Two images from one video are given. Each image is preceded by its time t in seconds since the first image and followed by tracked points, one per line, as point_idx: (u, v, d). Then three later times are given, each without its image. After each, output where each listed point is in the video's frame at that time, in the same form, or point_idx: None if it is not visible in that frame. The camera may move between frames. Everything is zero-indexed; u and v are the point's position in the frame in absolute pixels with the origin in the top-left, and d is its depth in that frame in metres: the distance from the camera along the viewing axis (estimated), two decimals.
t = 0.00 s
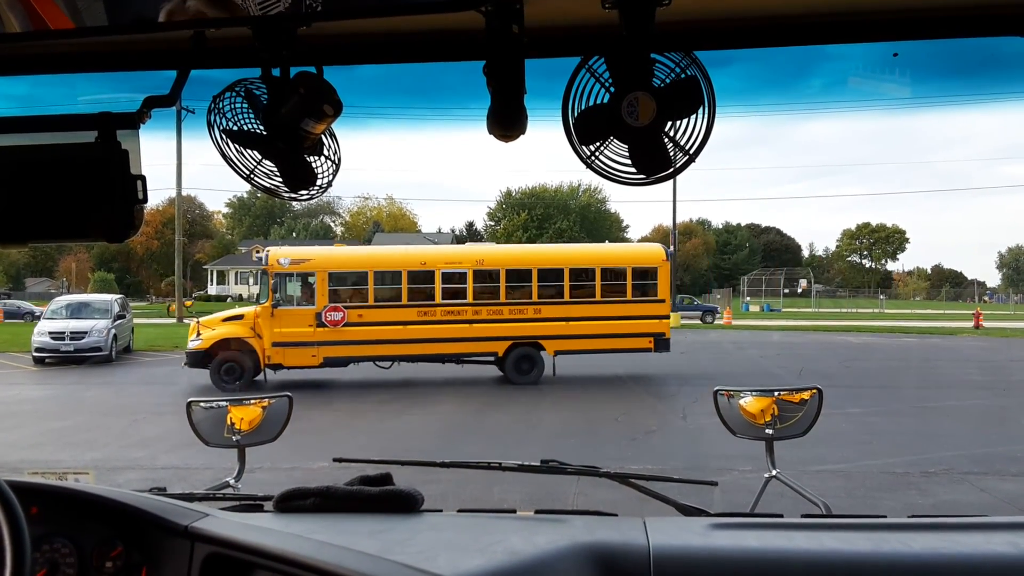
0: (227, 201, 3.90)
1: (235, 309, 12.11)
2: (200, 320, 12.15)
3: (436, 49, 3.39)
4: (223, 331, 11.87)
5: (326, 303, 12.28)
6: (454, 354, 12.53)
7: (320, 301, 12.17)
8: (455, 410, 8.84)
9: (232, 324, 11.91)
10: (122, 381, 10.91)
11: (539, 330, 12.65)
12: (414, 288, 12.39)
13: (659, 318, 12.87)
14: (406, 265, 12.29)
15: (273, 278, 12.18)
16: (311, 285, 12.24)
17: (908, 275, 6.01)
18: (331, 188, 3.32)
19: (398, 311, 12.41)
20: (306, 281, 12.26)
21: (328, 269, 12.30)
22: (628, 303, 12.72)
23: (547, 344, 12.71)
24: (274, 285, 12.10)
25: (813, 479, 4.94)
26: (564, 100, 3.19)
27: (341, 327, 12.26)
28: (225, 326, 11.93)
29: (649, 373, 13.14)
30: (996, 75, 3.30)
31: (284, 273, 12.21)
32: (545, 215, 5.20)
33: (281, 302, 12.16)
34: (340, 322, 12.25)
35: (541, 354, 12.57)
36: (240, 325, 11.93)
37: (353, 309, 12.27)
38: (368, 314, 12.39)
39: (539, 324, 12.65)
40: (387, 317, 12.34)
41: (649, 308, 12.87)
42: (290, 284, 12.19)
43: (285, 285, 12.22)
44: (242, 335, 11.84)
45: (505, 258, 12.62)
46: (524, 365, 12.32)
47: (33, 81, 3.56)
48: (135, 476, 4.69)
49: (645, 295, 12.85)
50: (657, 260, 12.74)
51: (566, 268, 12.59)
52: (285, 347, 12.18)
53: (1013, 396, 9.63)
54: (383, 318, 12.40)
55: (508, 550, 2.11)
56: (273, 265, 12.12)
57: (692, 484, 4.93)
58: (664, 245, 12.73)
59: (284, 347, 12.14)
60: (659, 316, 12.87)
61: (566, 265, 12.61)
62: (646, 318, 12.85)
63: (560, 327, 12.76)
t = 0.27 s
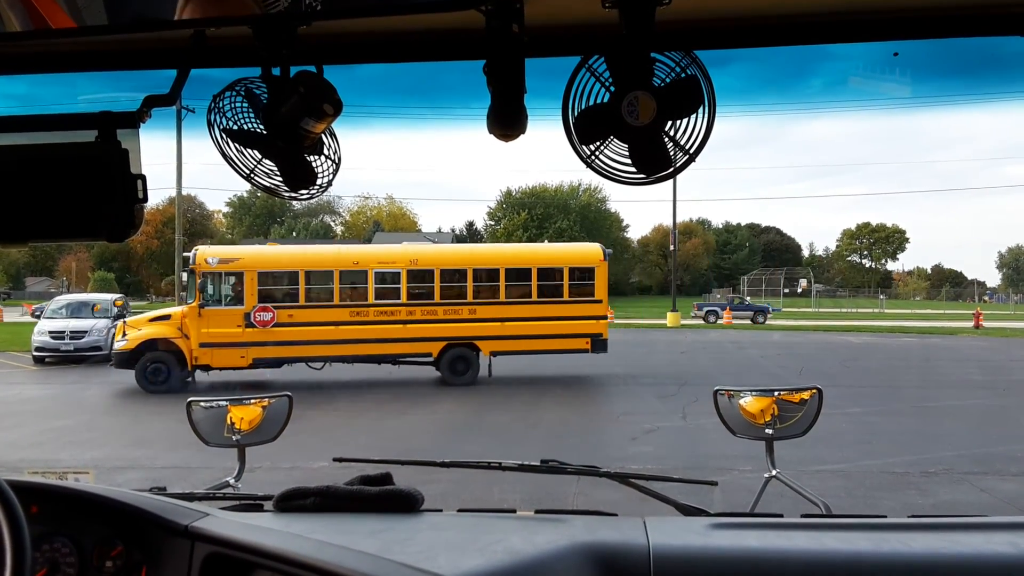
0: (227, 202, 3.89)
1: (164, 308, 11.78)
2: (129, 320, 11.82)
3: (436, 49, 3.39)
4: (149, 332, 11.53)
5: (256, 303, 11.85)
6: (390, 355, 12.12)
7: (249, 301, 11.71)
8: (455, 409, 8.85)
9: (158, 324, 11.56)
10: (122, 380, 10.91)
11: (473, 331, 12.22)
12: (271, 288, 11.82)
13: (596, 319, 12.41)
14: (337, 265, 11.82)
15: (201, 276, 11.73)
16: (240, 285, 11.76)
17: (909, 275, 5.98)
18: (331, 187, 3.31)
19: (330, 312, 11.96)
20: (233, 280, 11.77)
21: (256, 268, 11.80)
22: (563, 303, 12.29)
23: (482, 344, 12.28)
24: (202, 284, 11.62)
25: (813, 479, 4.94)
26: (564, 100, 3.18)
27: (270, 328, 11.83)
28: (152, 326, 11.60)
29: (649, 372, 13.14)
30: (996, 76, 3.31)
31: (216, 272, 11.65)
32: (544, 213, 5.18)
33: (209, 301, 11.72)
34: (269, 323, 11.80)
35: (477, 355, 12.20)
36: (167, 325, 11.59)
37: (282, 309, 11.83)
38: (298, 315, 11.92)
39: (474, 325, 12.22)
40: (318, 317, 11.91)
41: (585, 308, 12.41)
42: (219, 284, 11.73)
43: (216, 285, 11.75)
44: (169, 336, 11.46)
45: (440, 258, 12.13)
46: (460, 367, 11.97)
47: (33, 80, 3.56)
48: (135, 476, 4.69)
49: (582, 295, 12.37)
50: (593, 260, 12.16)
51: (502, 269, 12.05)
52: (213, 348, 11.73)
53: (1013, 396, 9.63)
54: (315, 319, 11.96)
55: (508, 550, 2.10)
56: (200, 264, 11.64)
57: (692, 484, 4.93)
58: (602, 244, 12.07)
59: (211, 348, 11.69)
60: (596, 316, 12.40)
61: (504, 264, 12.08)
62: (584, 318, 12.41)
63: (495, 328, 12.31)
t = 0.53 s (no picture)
0: (228, 201, 3.89)
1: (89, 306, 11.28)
2: (52, 321, 11.29)
3: (436, 48, 3.38)
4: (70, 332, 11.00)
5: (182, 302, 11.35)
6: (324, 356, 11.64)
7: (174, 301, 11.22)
8: (456, 409, 8.84)
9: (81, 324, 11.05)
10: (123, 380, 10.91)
11: (407, 332, 11.75)
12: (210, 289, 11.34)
13: (531, 320, 11.94)
14: (268, 265, 11.28)
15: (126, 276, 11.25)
16: (165, 286, 11.26)
17: (910, 275, 5.94)
18: (332, 187, 3.31)
19: (260, 312, 11.45)
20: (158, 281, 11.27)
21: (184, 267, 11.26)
22: (497, 304, 11.81)
23: (415, 345, 11.79)
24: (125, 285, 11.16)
25: (813, 479, 4.94)
26: (564, 101, 3.18)
27: (197, 328, 11.35)
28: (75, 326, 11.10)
29: (650, 373, 13.14)
30: (998, 76, 3.30)
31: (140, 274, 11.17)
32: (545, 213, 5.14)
33: (133, 301, 11.24)
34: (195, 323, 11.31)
35: (410, 355, 11.71)
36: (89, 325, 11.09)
37: (209, 309, 11.34)
38: (226, 315, 11.41)
39: (407, 325, 11.76)
40: (247, 318, 11.42)
41: (520, 309, 11.94)
42: (144, 285, 11.24)
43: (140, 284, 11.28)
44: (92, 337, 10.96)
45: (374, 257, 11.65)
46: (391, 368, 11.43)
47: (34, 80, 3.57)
48: (135, 476, 4.68)
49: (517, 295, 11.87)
50: (530, 261, 11.61)
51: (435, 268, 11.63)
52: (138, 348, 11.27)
53: (1013, 396, 9.63)
54: (244, 319, 11.46)
55: (508, 550, 2.11)
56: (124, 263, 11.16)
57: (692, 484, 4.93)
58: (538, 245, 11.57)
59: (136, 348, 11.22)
60: (531, 317, 11.91)
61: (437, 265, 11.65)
62: (520, 319, 11.94)
63: (430, 328, 11.89)
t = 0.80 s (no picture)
0: (229, 200, 3.82)
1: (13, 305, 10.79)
2: None
3: (436, 48, 3.39)
4: None
5: (104, 302, 10.86)
6: (251, 357, 11.26)
7: (95, 301, 10.72)
8: (456, 408, 8.83)
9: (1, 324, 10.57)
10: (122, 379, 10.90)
11: (336, 333, 11.48)
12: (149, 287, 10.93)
13: (463, 320, 11.82)
14: (191, 265, 10.89)
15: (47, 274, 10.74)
16: (86, 285, 10.74)
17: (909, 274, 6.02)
18: (331, 186, 3.31)
19: (182, 312, 11.00)
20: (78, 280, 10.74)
21: (106, 266, 10.75)
22: (430, 303, 11.66)
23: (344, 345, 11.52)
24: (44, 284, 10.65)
25: (813, 478, 4.94)
26: (564, 100, 3.19)
27: (118, 329, 10.87)
28: None
29: (650, 372, 13.14)
30: (998, 75, 3.29)
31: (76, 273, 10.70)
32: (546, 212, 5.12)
33: (51, 301, 10.73)
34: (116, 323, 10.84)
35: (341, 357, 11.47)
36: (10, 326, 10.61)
37: (131, 309, 10.86)
38: (149, 315, 10.93)
39: (334, 326, 11.48)
40: (171, 317, 10.97)
41: (452, 308, 11.81)
42: (67, 284, 10.74)
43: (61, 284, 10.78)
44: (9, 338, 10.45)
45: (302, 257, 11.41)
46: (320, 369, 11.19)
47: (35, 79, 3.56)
48: (134, 475, 4.68)
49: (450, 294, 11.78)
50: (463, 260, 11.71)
51: (365, 267, 11.47)
52: (58, 349, 10.76)
53: (1013, 396, 9.62)
54: (168, 319, 11.01)
55: (509, 549, 2.11)
56: (43, 262, 10.58)
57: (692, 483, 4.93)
58: (474, 244, 11.79)
59: (57, 349, 10.71)
60: (464, 317, 11.83)
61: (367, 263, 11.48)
62: (451, 319, 11.82)
63: (359, 329, 11.61)
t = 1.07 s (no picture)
0: (226, 200, 3.80)
1: None
2: None
3: (435, 46, 3.38)
4: None
5: (15, 302, 10.27)
6: (173, 359, 10.79)
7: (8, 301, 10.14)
8: (455, 409, 8.82)
9: None
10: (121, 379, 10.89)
11: (260, 334, 11.13)
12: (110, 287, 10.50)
13: (393, 320, 11.66)
14: (107, 264, 10.34)
15: None
16: None
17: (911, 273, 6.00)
18: (330, 185, 3.30)
19: (97, 312, 10.45)
20: None
21: (18, 265, 10.13)
22: (358, 304, 11.46)
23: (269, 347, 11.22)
24: None
25: (813, 478, 4.92)
26: (563, 98, 3.18)
27: (32, 330, 10.29)
28: None
29: (650, 372, 13.13)
30: (996, 75, 3.26)
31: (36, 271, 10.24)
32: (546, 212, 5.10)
33: None
34: (31, 324, 10.28)
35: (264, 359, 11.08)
36: None
37: (43, 309, 10.29)
38: (64, 315, 10.39)
39: (259, 327, 11.14)
40: (89, 318, 10.44)
41: (382, 309, 11.62)
42: None
43: None
44: None
45: (223, 257, 10.96)
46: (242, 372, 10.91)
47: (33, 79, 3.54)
48: (132, 476, 4.66)
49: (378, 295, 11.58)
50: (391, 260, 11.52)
51: (291, 267, 11.13)
52: None
53: (1014, 396, 9.60)
54: (85, 320, 10.48)
55: (508, 550, 2.10)
56: None
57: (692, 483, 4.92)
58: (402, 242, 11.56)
59: None
60: (393, 317, 11.66)
61: (292, 263, 11.14)
62: (378, 319, 11.62)
63: (285, 330, 11.26)
